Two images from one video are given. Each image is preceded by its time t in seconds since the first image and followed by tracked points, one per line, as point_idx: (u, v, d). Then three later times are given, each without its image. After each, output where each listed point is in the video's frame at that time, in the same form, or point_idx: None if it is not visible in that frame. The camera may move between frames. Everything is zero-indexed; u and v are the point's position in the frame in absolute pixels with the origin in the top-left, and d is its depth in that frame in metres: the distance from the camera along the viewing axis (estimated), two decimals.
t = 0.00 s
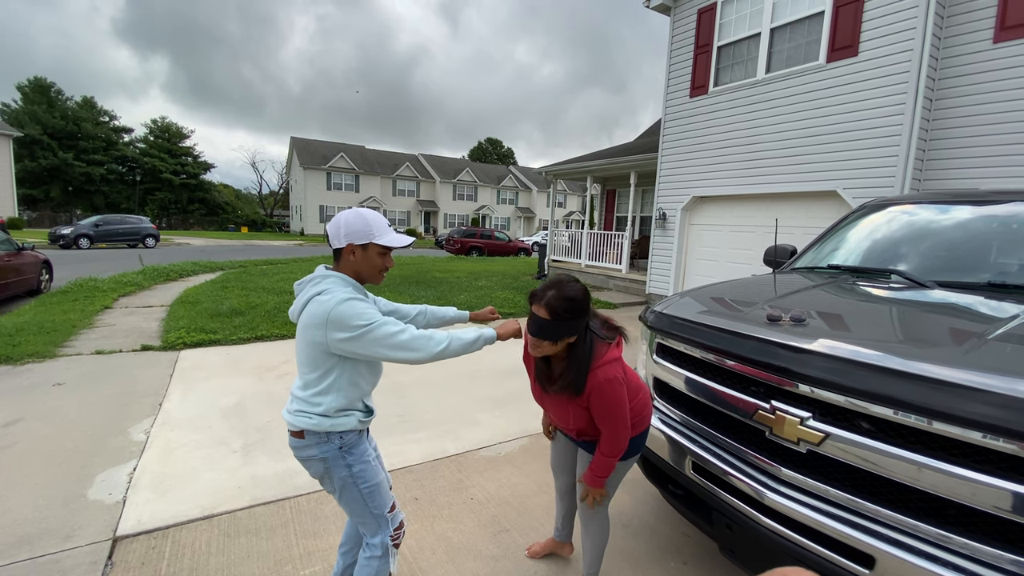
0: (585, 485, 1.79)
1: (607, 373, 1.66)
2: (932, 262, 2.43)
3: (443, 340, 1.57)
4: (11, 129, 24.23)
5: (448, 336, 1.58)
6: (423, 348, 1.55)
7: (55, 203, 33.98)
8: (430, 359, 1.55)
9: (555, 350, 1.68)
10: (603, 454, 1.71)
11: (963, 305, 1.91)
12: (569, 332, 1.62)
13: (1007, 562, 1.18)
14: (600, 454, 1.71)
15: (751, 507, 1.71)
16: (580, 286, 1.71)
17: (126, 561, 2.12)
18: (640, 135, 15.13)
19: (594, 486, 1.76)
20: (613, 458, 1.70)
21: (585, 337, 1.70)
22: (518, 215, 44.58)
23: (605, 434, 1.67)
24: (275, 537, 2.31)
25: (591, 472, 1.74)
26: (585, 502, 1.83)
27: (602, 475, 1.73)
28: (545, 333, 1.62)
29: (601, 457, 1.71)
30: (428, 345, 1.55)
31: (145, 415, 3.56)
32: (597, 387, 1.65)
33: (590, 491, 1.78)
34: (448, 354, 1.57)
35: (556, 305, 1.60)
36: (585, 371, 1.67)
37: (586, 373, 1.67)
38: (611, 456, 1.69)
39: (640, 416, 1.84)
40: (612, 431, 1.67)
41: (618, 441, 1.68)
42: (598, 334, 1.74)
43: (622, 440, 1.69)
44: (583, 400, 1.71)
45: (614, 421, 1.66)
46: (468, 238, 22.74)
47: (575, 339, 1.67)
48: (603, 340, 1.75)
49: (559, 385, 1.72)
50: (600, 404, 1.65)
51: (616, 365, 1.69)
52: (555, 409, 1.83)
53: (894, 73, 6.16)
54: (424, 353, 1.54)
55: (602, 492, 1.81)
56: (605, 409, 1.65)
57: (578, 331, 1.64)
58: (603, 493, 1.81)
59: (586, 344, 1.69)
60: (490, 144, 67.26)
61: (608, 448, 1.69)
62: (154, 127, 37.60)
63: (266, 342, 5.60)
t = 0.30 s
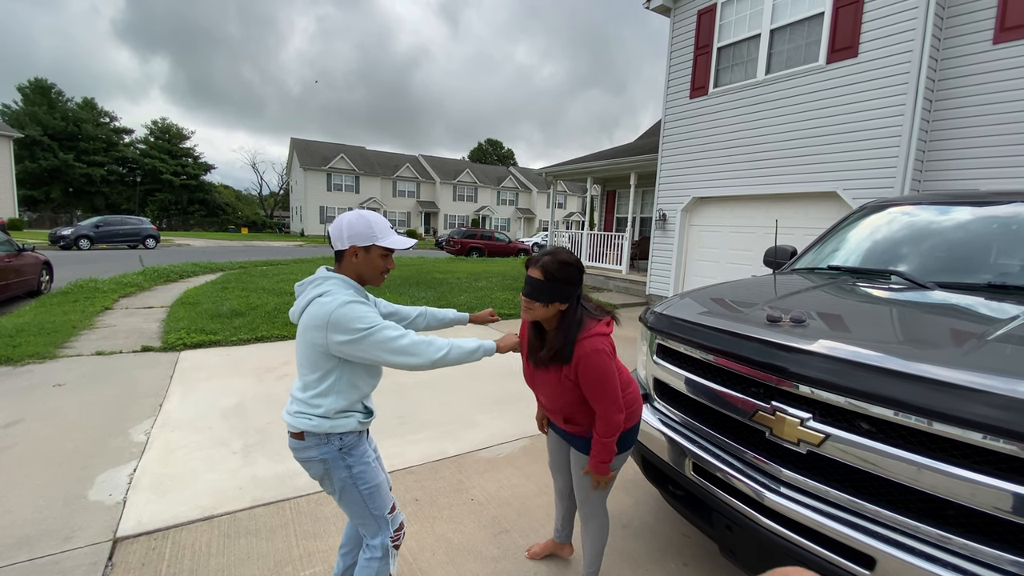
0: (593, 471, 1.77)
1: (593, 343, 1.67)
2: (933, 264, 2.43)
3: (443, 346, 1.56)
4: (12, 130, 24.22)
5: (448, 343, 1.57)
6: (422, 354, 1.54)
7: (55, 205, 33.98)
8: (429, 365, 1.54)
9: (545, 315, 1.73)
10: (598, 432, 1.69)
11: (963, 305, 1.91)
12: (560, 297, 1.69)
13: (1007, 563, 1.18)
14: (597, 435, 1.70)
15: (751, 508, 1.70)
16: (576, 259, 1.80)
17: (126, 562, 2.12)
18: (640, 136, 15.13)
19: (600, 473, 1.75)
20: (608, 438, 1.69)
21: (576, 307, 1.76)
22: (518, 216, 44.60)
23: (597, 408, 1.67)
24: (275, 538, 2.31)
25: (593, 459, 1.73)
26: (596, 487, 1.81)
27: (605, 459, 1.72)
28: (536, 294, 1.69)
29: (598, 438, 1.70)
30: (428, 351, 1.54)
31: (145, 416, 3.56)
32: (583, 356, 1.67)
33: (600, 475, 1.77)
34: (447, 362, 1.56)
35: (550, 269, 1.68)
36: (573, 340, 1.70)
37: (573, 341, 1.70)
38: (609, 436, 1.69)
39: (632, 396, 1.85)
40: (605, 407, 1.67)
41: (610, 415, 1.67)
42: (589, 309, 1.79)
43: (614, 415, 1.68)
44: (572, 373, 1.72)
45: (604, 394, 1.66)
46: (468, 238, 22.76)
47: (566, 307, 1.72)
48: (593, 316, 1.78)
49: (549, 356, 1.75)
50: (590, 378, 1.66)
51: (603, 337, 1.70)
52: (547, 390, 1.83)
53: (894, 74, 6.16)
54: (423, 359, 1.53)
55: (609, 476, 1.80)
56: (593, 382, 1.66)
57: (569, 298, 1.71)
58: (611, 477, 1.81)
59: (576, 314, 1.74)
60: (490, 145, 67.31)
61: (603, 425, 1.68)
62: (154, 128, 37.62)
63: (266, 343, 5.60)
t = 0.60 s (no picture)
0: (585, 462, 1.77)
1: (580, 326, 1.70)
2: (933, 265, 2.43)
3: (444, 351, 1.55)
4: (12, 131, 24.24)
5: (449, 347, 1.56)
6: (422, 357, 1.54)
7: (55, 205, 33.95)
8: (428, 367, 1.54)
9: (536, 296, 1.79)
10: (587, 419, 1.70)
11: (963, 306, 1.92)
12: (549, 278, 1.76)
13: (1006, 563, 1.18)
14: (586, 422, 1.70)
15: (750, 508, 1.70)
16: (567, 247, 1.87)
17: (127, 562, 2.13)
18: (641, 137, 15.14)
19: (593, 464, 1.74)
20: (597, 424, 1.69)
21: (567, 292, 1.81)
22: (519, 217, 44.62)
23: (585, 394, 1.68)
24: (275, 538, 2.32)
25: (584, 448, 1.73)
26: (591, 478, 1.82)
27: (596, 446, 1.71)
28: (527, 275, 1.76)
29: (587, 424, 1.70)
30: (428, 355, 1.53)
31: (145, 417, 3.56)
32: (569, 338, 1.69)
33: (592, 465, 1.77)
34: (448, 366, 1.55)
35: (540, 252, 1.75)
36: (559, 322, 1.74)
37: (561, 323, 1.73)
38: (597, 421, 1.69)
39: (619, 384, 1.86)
40: (592, 392, 1.68)
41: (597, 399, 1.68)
42: (577, 296, 1.83)
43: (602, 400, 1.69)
44: (559, 359, 1.74)
45: (590, 377, 1.67)
46: (469, 239, 22.77)
47: (556, 290, 1.78)
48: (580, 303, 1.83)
49: (537, 338, 1.79)
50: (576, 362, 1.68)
51: (588, 320, 1.73)
52: (535, 379, 1.85)
53: (894, 75, 6.16)
54: (423, 362, 1.53)
55: (603, 465, 1.80)
56: (580, 366, 1.67)
57: (558, 280, 1.76)
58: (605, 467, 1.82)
59: (565, 297, 1.79)
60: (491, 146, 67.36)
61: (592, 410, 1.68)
62: (155, 129, 37.64)
63: (266, 344, 5.61)
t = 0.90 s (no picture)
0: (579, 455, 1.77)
1: (565, 317, 1.71)
2: (932, 265, 2.44)
3: (446, 351, 1.55)
4: (12, 132, 24.24)
5: (451, 348, 1.56)
6: (424, 357, 1.54)
7: (56, 206, 33.95)
8: (429, 368, 1.54)
9: (524, 292, 1.80)
10: (577, 409, 1.69)
11: (964, 307, 1.91)
12: (533, 274, 1.77)
13: (1006, 564, 1.18)
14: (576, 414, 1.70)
15: (750, 509, 1.70)
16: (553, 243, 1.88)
17: (127, 563, 2.13)
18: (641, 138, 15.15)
19: (586, 456, 1.74)
20: (587, 414, 1.69)
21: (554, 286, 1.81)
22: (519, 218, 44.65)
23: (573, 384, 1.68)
24: (276, 539, 2.32)
25: (576, 441, 1.72)
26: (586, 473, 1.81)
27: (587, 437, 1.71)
28: (512, 273, 1.79)
29: (577, 415, 1.70)
30: (430, 355, 1.53)
31: (145, 418, 3.56)
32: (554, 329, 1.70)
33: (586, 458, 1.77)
34: (450, 367, 1.55)
35: (522, 250, 1.78)
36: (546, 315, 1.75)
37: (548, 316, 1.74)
38: (586, 412, 1.69)
39: (610, 377, 1.86)
40: (580, 383, 1.68)
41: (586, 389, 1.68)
42: (565, 290, 1.84)
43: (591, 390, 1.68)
44: (547, 351, 1.74)
45: (577, 367, 1.67)
46: (469, 240, 22.79)
47: (541, 284, 1.79)
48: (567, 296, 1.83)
49: (527, 331, 1.80)
50: (563, 354, 1.68)
51: (574, 313, 1.74)
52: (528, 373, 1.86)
53: (893, 76, 6.16)
54: (425, 363, 1.53)
55: (597, 459, 1.79)
56: (566, 356, 1.68)
57: (543, 276, 1.78)
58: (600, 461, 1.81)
59: (551, 291, 1.80)
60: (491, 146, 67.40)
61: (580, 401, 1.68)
62: (155, 129, 37.65)
63: (266, 344, 5.61)
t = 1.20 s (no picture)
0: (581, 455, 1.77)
1: (555, 320, 1.71)
2: (932, 265, 2.44)
3: (449, 352, 1.55)
4: (12, 133, 24.23)
5: (453, 349, 1.56)
6: (426, 359, 1.54)
7: (56, 206, 33.94)
8: (431, 370, 1.54)
9: (513, 305, 1.81)
10: (576, 409, 1.69)
11: (964, 308, 1.91)
12: (518, 286, 1.77)
13: (1006, 564, 1.18)
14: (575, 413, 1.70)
15: (749, 509, 1.70)
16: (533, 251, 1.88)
17: (126, 563, 2.13)
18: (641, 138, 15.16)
19: (588, 455, 1.75)
20: (586, 413, 1.69)
21: (540, 293, 1.81)
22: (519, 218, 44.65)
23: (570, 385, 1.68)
24: (275, 539, 2.32)
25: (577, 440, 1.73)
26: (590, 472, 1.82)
27: (588, 436, 1.71)
28: (498, 288, 1.79)
29: (577, 415, 1.70)
30: (433, 356, 1.54)
31: (145, 418, 3.56)
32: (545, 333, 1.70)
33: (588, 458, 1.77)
34: (453, 368, 1.56)
35: (503, 264, 1.78)
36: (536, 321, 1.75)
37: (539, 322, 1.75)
38: (585, 411, 1.69)
39: (609, 375, 1.85)
40: (577, 382, 1.67)
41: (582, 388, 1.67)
42: (553, 294, 1.84)
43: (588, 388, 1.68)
44: (541, 354, 1.74)
45: (573, 368, 1.67)
46: (468, 240, 22.80)
47: (528, 293, 1.79)
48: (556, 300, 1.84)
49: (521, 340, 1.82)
50: (557, 355, 1.68)
51: (564, 315, 1.74)
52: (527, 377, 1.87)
53: (893, 76, 6.17)
54: (428, 364, 1.53)
55: (599, 457, 1.80)
56: (560, 357, 1.68)
57: (528, 285, 1.78)
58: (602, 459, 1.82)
59: (539, 297, 1.80)
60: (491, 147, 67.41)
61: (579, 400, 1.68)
62: (155, 130, 37.64)
63: (266, 345, 5.61)
